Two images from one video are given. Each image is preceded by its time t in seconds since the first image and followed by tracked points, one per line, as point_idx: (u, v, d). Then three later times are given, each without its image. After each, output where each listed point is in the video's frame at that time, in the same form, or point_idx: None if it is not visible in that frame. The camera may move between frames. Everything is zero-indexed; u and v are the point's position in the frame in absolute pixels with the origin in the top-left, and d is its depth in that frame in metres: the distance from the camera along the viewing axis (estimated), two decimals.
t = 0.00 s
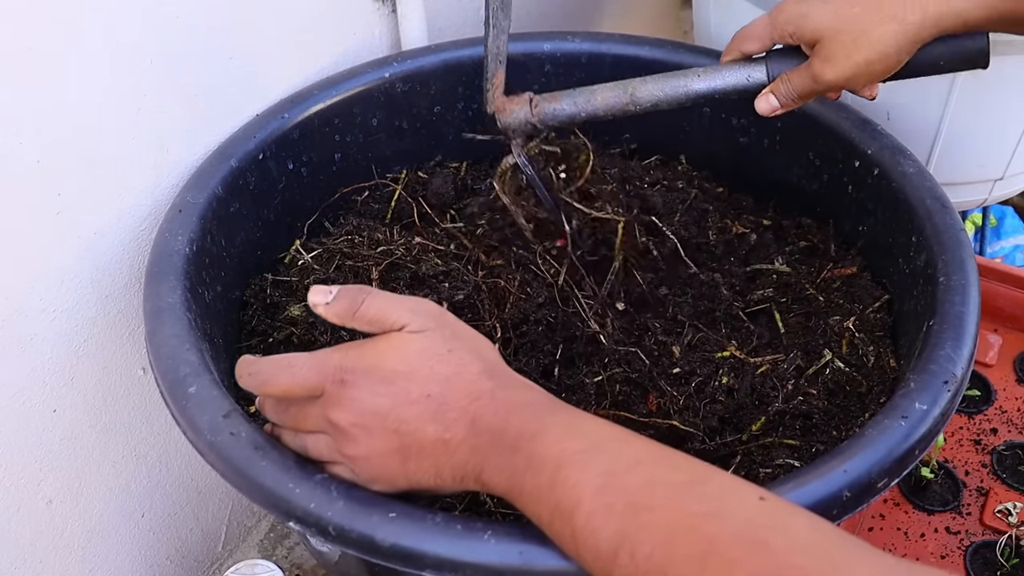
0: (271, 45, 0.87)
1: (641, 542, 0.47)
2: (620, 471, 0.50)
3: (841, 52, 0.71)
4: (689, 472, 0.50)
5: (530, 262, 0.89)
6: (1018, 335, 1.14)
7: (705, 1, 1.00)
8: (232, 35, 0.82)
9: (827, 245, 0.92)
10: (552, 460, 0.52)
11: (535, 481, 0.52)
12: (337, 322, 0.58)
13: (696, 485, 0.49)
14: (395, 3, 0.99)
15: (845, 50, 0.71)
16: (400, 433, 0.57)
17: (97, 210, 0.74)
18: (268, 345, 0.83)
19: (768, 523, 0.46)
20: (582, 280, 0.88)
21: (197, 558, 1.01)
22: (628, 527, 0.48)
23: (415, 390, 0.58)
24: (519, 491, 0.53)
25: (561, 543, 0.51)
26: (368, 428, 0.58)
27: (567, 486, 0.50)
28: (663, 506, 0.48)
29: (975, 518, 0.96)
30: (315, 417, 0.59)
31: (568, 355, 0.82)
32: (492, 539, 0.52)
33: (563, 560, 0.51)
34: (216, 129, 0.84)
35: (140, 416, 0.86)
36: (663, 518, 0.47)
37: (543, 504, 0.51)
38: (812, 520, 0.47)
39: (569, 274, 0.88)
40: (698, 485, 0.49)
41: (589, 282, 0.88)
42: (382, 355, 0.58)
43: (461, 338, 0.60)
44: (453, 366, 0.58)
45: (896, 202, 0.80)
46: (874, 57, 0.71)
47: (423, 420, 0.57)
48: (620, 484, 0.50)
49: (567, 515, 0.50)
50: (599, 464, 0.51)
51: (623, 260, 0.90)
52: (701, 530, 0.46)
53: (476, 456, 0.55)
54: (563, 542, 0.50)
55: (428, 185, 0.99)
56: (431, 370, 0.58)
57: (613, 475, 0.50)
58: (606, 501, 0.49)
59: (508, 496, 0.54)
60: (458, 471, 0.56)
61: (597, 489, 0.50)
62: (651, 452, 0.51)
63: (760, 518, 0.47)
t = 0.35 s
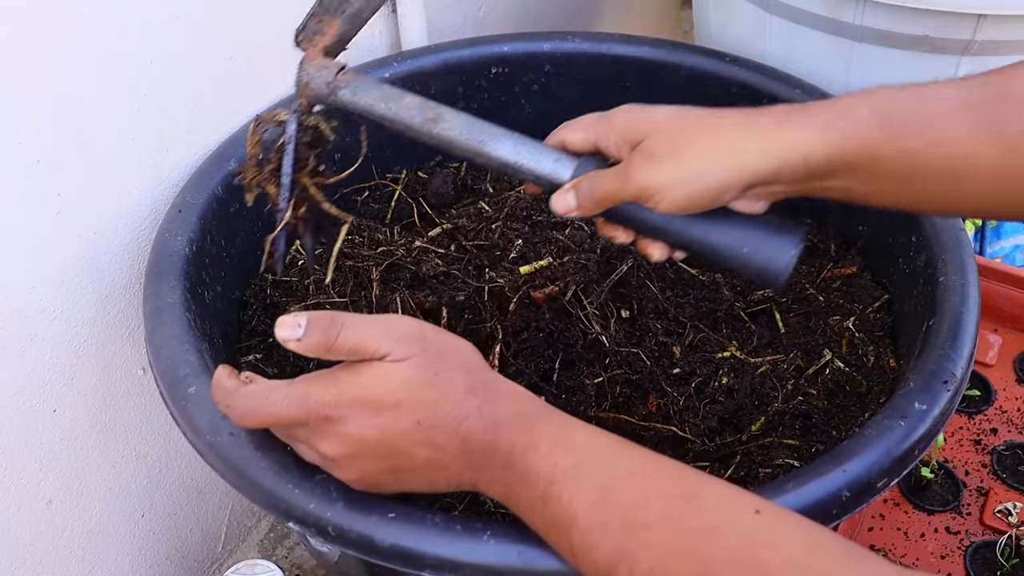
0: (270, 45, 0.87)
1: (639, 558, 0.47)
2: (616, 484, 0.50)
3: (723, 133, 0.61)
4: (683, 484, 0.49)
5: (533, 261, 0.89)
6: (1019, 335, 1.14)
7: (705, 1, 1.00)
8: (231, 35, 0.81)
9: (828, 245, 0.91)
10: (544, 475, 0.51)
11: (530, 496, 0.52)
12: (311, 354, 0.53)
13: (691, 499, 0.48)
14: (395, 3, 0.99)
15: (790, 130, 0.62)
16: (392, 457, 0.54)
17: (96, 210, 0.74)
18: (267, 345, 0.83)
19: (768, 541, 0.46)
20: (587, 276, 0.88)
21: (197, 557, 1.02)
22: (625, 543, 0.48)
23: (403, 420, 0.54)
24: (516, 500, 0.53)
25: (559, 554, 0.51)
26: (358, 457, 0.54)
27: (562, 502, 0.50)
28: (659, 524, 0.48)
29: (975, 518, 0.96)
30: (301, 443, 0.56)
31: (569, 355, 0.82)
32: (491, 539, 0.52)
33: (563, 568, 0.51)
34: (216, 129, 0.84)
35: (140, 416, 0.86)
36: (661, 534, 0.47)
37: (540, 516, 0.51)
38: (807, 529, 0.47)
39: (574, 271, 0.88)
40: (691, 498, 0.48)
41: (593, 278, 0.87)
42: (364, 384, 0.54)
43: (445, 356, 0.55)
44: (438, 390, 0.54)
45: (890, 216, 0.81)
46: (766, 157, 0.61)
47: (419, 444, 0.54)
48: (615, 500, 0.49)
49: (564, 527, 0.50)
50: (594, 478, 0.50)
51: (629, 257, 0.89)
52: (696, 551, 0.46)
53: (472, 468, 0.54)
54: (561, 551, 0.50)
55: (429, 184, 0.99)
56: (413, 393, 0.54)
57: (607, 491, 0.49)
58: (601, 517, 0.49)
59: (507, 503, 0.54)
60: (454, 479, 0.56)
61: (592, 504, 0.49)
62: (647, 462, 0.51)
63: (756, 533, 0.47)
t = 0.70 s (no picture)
0: (270, 45, 0.87)
1: (632, 563, 0.48)
2: (609, 490, 0.50)
3: (717, 226, 0.62)
4: (674, 489, 0.50)
5: (534, 262, 0.89)
6: (1018, 335, 1.14)
7: (705, 1, 1.00)
8: (231, 35, 0.81)
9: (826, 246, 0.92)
10: (536, 482, 0.51)
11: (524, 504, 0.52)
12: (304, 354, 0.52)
13: (681, 502, 0.49)
14: (395, 3, 0.99)
15: (890, 151, 0.55)
16: (383, 459, 0.54)
17: (96, 211, 0.74)
18: (267, 349, 0.84)
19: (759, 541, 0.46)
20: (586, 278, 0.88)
21: (197, 557, 1.02)
22: (617, 549, 0.48)
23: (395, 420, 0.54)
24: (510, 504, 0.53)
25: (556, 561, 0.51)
26: (351, 458, 0.54)
27: (555, 509, 0.50)
28: (651, 528, 0.48)
29: (975, 518, 0.96)
30: (293, 441, 0.56)
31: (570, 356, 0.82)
32: (491, 541, 0.52)
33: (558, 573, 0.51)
34: (215, 129, 0.84)
35: (140, 416, 0.86)
36: (654, 540, 0.48)
37: (533, 522, 0.51)
38: (803, 527, 0.48)
39: (574, 273, 0.88)
40: (684, 502, 0.49)
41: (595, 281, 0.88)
42: (358, 385, 0.53)
43: (438, 358, 0.55)
44: (431, 392, 0.54)
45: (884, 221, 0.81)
46: (929, 173, 0.54)
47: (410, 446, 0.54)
48: (608, 507, 0.49)
49: (558, 533, 0.50)
50: (586, 484, 0.50)
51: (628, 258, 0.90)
52: (690, 555, 0.47)
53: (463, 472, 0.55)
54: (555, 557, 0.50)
55: (428, 185, 0.99)
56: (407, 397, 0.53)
57: (599, 497, 0.50)
58: (594, 523, 0.49)
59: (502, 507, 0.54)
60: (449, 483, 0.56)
61: (585, 510, 0.49)
62: (638, 466, 0.51)
63: (748, 535, 0.47)
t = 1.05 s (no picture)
0: (271, 44, 0.87)
1: (627, 567, 0.48)
2: (603, 493, 0.50)
3: (920, 69, 0.69)
4: (667, 492, 0.49)
5: (535, 259, 0.89)
6: (1018, 335, 1.14)
7: (705, 1, 1.00)
8: (232, 34, 0.81)
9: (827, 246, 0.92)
10: (532, 487, 0.51)
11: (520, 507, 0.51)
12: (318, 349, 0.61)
13: (672, 506, 0.49)
14: (395, 3, 0.99)
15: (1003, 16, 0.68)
16: (380, 451, 0.56)
17: (96, 210, 0.74)
18: (267, 349, 0.83)
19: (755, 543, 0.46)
20: (586, 274, 0.88)
21: (197, 558, 1.02)
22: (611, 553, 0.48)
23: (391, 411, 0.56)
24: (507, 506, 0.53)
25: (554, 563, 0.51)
26: (352, 447, 0.57)
27: (550, 513, 0.50)
28: (645, 532, 0.48)
29: (975, 518, 0.96)
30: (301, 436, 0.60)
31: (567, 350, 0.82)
32: (491, 540, 0.52)
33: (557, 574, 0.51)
34: (216, 129, 0.84)
35: (140, 416, 0.86)
36: (648, 542, 0.47)
37: (529, 523, 0.51)
38: (797, 532, 0.47)
39: (576, 267, 0.88)
40: (676, 505, 0.49)
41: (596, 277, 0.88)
42: (358, 372, 0.57)
43: (438, 352, 0.58)
44: (427, 383, 0.56)
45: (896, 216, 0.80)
46: None
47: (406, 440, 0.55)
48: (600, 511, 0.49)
49: (554, 536, 0.50)
50: (581, 488, 0.50)
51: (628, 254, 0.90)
52: (684, 558, 0.46)
53: (461, 473, 0.55)
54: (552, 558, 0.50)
55: (428, 185, 0.99)
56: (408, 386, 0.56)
57: (594, 501, 0.49)
58: (589, 527, 0.49)
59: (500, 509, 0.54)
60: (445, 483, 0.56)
61: (580, 515, 0.49)
62: (633, 468, 0.51)
63: (743, 537, 0.47)
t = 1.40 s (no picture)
0: (271, 44, 0.87)
1: (628, 552, 0.46)
2: (607, 481, 0.49)
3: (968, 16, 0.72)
4: (675, 483, 0.48)
5: (537, 263, 0.89)
6: (1018, 335, 1.14)
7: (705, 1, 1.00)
8: (232, 34, 0.81)
9: (827, 246, 0.92)
10: (538, 470, 0.51)
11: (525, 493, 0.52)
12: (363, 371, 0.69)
13: (683, 494, 0.47)
14: (395, 3, 0.99)
15: None
16: (394, 444, 0.59)
17: (96, 210, 0.74)
18: (267, 349, 0.83)
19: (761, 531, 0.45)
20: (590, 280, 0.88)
21: (197, 558, 1.02)
22: (614, 538, 0.47)
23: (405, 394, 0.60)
24: (511, 495, 0.53)
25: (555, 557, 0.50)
26: (369, 441, 0.60)
27: (556, 497, 0.50)
28: (648, 517, 0.47)
29: (975, 518, 0.96)
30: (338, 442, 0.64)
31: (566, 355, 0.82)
32: (492, 539, 0.52)
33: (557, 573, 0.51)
34: (216, 130, 0.84)
35: (140, 416, 0.86)
36: (652, 527, 0.46)
37: (530, 520, 0.51)
38: (806, 531, 0.45)
39: (578, 273, 0.88)
40: (682, 494, 0.47)
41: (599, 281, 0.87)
42: (379, 366, 0.63)
43: (449, 350, 0.62)
44: (434, 375, 0.60)
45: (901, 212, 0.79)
46: None
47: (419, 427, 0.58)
48: (607, 497, 0.48)
49: (558, 523, 0.49)
50: (589, 471, 0.50)
51: (629, 256, 0.89)
52: (687, 543, 0.45)
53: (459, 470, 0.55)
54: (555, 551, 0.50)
55: (428, 185, 0.99)
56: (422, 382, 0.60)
57: (598, 486, 0.49)
58: (593, 515, 0.48)
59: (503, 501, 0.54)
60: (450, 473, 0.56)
61: (583, 500, 0.49)
62: (641, 460, 0.50)
63: (749, 527, 0.45)
